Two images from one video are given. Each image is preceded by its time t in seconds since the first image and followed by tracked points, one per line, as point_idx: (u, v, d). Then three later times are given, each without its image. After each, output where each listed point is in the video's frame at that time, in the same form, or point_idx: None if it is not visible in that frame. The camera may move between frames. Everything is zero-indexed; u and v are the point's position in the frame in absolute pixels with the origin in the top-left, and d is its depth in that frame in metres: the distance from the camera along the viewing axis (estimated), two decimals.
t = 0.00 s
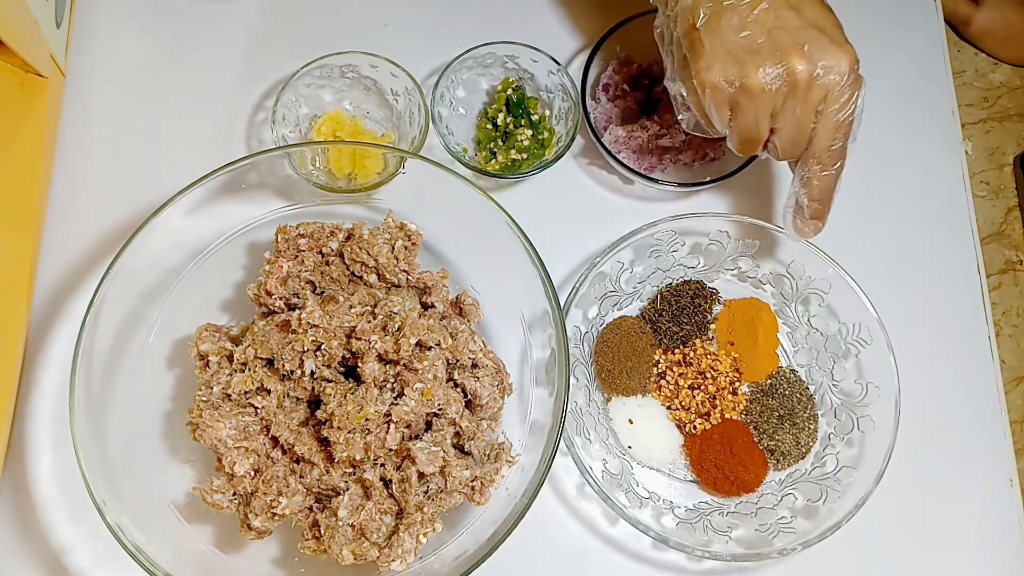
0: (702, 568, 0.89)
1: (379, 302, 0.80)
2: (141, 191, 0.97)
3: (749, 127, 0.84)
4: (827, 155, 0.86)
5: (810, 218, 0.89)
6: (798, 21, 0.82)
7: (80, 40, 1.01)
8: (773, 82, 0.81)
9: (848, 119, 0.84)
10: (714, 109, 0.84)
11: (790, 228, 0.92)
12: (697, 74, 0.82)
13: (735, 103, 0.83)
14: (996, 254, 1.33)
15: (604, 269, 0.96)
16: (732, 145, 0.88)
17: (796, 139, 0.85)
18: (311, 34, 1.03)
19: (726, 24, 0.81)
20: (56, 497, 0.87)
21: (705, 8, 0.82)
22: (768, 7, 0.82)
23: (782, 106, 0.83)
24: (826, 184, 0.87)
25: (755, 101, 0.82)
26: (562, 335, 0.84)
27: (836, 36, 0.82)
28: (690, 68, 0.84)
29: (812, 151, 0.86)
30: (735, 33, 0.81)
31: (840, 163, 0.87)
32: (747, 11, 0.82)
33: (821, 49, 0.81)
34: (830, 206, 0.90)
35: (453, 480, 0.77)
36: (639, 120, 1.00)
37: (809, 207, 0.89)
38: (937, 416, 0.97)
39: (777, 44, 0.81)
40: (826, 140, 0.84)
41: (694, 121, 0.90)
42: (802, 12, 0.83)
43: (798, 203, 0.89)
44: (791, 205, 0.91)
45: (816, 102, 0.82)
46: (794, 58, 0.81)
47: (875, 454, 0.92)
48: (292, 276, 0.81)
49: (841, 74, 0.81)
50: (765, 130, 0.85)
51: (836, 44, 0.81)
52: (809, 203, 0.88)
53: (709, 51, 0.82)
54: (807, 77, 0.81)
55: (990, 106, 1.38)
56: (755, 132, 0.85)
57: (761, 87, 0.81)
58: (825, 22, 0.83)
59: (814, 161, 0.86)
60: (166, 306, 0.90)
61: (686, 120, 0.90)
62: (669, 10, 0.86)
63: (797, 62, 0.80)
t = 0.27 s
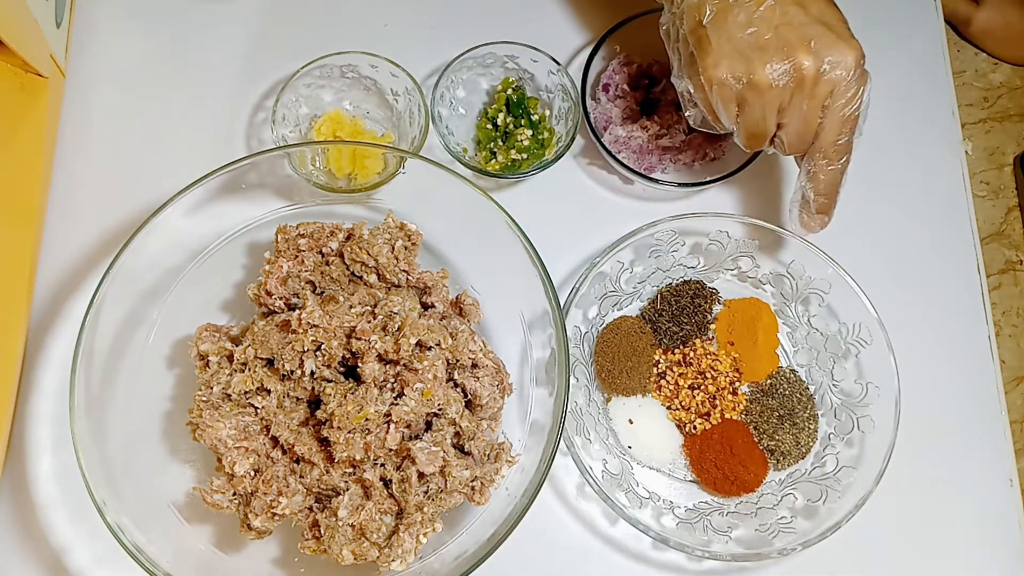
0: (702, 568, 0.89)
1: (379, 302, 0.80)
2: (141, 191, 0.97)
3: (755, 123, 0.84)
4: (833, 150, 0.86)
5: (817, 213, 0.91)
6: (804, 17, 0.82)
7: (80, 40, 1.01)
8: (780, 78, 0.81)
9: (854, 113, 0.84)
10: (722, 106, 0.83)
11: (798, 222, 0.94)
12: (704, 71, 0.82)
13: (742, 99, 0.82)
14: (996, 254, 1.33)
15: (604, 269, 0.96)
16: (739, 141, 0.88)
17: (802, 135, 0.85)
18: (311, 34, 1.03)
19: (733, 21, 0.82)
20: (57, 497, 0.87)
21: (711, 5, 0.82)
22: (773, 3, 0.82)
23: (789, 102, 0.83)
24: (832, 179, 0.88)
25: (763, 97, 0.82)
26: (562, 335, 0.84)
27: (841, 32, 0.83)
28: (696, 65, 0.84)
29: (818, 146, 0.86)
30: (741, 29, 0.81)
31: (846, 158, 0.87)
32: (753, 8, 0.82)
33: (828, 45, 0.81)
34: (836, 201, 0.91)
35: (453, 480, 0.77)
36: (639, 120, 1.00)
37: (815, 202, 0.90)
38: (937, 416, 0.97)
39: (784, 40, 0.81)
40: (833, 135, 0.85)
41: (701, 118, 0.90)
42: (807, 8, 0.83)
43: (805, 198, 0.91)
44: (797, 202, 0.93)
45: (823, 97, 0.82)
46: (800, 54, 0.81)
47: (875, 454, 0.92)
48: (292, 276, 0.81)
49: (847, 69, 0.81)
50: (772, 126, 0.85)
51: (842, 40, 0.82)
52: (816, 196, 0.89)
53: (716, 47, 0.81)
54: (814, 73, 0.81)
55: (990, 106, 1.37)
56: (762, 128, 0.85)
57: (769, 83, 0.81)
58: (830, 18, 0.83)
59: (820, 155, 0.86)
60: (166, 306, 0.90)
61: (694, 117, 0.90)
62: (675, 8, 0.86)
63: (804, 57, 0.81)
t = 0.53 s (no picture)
0: (702, 568, 0.89)
1: (379, 302, 0.80)
2: (141, 191, 0.97)
3: (751, 125, 0.85)
4: (828, 152, 0.86)
5: (811, 215, 0.90)
6: (800, 19, 0.82)
7: (80, 40, 1.01)
8: (776, 80, 0.81)
9: (850, 115, 0.84)
10: (718, 107, 0.84)
11: (793, 224, 0.93)
12: (701, 73, 0.82)
13: (738, 101, 0.83)
14: (996, 254, 1.33)
15: (604, 269, 0.96)
16: (735, 142, 0.88)
17: (798, 136, 0.86)
18: (312, 34, 1.03)
19: (730, 22, 0.81)
20: (56, 497, 0.87)
21: (708, 6, 0.82)
22: (771, 5, 0.81)
23: (785, 104, 0.83)
24: (828, 181, 0.88)
25: (758, 99, 0.82)
26: (562, 335, 0.84)
27: (838, 34, 0.82)
28: (693, 66, 0.84)
29: (814, 148, 0.86)
30: (738, 31, 0.81)
31: (842, 159, 0.87)
32: (750, 9, 0.81)
33: (824, 47, 0.81)
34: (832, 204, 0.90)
35: (453, 480, 0.77)
36: (639, 120, 1.00)
37: (810, 205, 0.90)
38: (937, 416, 0.97)
39: (781, 42, 0.81)
40: (828, 136, 0.85)
41: (697, 118, 0.90)
42: (804, 9, 0.82)
43: (799, 200, 0.90)
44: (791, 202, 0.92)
45: (819, 100, 0.82)
46: (797, 56, 0.81)
47: (875, 454, 0.92)
48: (291, 276, 0.81)
49: (843, 72, 0.81)
50: (768, 127, 0.85)
51: (838, 42, 0.82)
52: (811, 199, 0.89)
53: (713, 49, 0.81)
54: (810, 75, 0.81)
55: (990, 107, 1.38)
56: (758, 129, 0.85)
57: (765, 85, 0.81)
58: (827, 19, 0.83)
59: (816, 157, 0.86)
60: (166, 306, 0.90)
61: (689, 117, 0.90)
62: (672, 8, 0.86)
63: (800, 59, 0.81)
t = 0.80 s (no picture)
0: (701, 568, 0.89)
1: (379, 302, 0.80)
2: (141, 191, 0.97)
3: (742, 132, 0.85)
4: (819, 162, 0.85)
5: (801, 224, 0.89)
6: (793, 27, 0.82)
7: (80, 40, 1.01)
8: (767, 88, 0.81)
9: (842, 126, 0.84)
10: (709, 114, 0.84)
11: (780, 233, 0.91)
12: (692, 79, 0.82)
13: (730, 108, 0.83)
14: (996, 254, 1.33)
15: (604, 269, 0.96)
16: (727, 149, 0.88)
17: (789, 145, 0.85)
18: (312, 34, 1.03)
19: (723, 29, 0.82)
20: (56, 497, 0.87)
21: (702, 13, 0.83)
22: (764, 12, 0.82)
23: (776, 112, 0.83)
24: (818, 191, 0.86)
25: (749, 106, 0.82)
26: (562, 336, 0.84)
27: (832, 43, 0.83)
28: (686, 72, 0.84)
29: (804, 158, 0.85)
30: (731, 38, 0.82)
31: (833, 170, 0.87)
32: (744, 17, 0.82)
33: (817, 56, 0.81)
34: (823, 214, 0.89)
35: (453, 480, 0.77)
36: (639, 120, 0.99)
37: (800, 214, 0.88)
38: (937, 417, 0.97)
39: (773, 49, 0.81)
40: (819, 147, 0.84)
41: (689, 125, 0.89)
42: (798, 17, 0.83)
43: (790, 208, 0.89)
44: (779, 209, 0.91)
45: (810, 108, 0.82)
46: (788, 65, 0.81)
47: (875, 454, 0.92)
48: (291, 276, 0.81)
49: (835, 81, 0.81)
50: (759, 136, 0.85)
51: (832, 51, 0.82)
52: (800, 209, 0.88)
53: (705, 55, 0.82)
54: (801, 84, 0.81)
55: (990, 106, 1.37)
56: (749, 138, 0.85)
57: (756, 93, 0.81)
58: (822, 28, 0.83)
59: (806, 168, 0.86)
60: (166, 306, 0.90)
61: (682, 125, 0.89)
62: (666, 14, 0.86)
63: (792, 68, 0.81)
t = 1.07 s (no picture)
0: (702, 568, 0.89)
1: (379, 302, 0.80)
2: (141, 191, 0.97)
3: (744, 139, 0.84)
4: (821, 170, 0.85)
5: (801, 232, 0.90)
6: (797, 33, 0.81)
7: (80, 40, 1.01)
8: (769, 95, 0.81)
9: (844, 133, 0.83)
10: (711, 120, 0.84)
11: (784, 240, 0.93)
12: (694, 84, 0.82)
13: (731, 114, 0.83)
14: (996, 254, 1.33)
15: (604, 269, 0.96)
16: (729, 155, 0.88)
17: (791, 152, 0.85)
18: (312, 34, 1.03)
19: (725, 35, 0.82)
20: (56, 497, 0.87)
21: (704, 18, 0.83)
22: (767, 18, 0.82)
23: (778, 119, 0.82)
24: (819, 199, 0.87)
25: (751, 113, 0.82)
26: (562, 336, 0.84)
27: (836, 50, 0.82)
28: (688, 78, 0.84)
29: (806, 164, 0.85)
30: (733, 44, 0.82)
31: (835, 177, 0.86)
32: (746, 23, 0.82)
33: (820, 63, 0.80)
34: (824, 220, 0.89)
35: (453, 480, 0.77)
36: (639, 120, 1.00)
37: (801, 220, 0.89)
38: (937, 417, 0.97)
39: (775, 56, 0.81)
40: (821, 154, 0.84)
41: (691, 131, 0.90)
42: (802, 24, 0.82)
43: (791, 216, 0.90)
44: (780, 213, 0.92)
45: (813, 115, 0.82)
46: (791, 72, 0.80)
47: (875, 454, 0.92)
48: (291, 276, 0.81)
49: (839, 89, 0.81)
50: (761, 142, 0.85)
51: (836, 57, 0.81)
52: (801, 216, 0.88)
53: (707, 61, 0.82)
54: (804, 90, 0.81)
55: (990, 106, 1.38)
56: (751, 144, 0.85)
57: (758, 100, 0.81)
58: (825, 34, 0.83)
59: (808, 174, 0.86)
60: (166, 306, 0.90)
61: (682, 129, 0.91)
62: (669, 19, 0.86)
63: (795, 75, 0.80)
